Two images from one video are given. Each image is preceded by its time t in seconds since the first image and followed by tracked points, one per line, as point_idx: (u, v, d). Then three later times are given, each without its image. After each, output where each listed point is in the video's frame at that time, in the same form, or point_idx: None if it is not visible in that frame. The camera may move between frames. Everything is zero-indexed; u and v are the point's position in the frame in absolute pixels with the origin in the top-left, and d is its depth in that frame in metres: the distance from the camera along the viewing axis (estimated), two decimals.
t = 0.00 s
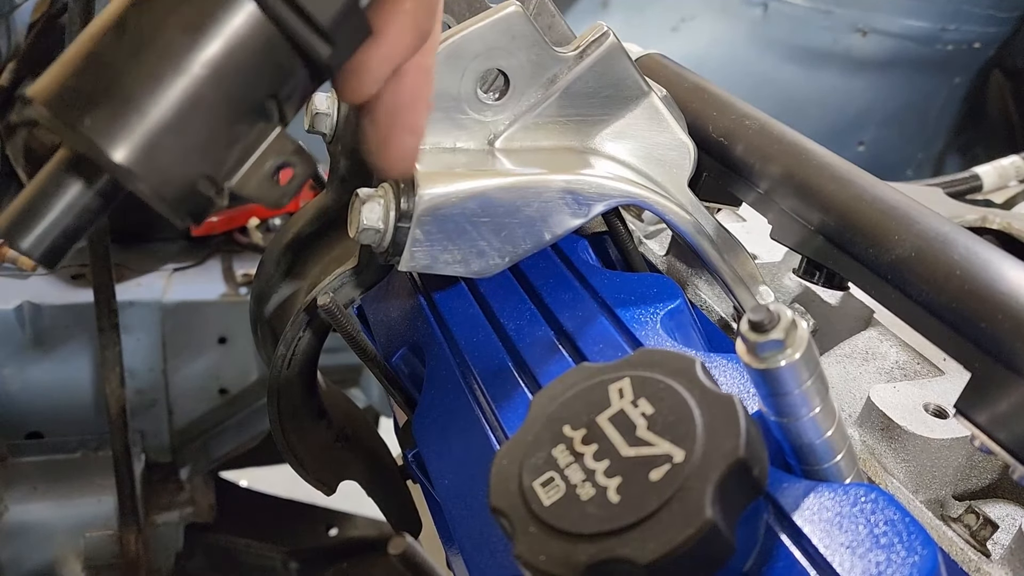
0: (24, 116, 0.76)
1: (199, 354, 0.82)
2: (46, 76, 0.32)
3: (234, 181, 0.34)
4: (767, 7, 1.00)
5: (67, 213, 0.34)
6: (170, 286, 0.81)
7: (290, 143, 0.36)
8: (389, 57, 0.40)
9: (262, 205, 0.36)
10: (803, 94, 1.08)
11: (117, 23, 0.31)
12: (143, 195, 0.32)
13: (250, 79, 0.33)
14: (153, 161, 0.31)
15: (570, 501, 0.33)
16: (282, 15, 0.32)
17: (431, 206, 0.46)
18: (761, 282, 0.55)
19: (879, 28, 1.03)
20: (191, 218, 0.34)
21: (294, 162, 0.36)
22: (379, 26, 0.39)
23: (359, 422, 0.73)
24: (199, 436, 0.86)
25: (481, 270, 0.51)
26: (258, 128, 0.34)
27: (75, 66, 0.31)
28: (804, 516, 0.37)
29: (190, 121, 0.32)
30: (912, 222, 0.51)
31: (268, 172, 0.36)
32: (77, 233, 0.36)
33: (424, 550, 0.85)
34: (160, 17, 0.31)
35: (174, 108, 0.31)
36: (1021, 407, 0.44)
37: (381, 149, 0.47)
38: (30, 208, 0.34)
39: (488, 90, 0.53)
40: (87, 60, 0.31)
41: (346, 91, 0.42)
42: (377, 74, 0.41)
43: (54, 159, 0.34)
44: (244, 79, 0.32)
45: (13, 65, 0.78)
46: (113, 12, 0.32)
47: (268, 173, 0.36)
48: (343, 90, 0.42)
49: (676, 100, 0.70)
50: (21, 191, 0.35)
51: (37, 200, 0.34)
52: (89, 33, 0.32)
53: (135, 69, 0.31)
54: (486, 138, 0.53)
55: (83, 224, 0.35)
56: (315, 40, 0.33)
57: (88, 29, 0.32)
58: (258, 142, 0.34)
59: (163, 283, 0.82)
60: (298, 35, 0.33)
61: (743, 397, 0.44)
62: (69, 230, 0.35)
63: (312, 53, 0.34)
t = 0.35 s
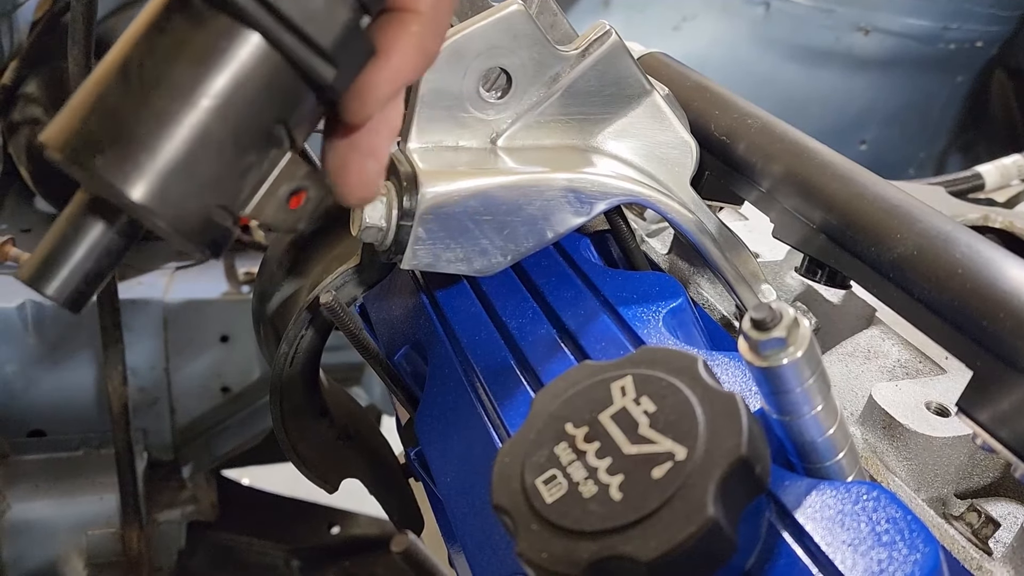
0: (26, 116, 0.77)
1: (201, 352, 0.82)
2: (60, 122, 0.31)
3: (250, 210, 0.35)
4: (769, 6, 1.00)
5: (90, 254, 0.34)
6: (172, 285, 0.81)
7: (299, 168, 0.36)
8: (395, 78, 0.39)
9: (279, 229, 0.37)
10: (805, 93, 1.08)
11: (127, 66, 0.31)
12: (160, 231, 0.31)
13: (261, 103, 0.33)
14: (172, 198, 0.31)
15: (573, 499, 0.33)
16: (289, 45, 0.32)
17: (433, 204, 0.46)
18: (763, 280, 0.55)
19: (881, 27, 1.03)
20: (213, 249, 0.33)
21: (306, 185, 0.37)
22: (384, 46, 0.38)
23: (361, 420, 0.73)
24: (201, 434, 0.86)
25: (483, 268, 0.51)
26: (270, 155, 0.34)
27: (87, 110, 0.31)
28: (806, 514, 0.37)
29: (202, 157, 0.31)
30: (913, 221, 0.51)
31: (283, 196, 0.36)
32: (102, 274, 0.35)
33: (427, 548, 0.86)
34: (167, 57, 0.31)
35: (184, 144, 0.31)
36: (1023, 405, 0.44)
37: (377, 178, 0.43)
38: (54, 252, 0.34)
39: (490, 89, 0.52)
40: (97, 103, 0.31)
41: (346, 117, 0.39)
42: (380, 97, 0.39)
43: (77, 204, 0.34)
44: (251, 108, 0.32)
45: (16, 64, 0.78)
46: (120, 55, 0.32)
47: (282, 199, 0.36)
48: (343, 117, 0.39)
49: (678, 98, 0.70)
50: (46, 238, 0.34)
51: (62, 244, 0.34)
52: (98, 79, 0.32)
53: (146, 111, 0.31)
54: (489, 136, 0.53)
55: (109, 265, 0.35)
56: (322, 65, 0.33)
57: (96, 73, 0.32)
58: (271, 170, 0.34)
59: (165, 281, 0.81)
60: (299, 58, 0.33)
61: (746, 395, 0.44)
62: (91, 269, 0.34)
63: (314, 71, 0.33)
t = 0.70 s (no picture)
0: (29, 116, 0.78)
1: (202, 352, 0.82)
2: (186, 164, 0.30)
3: (373, 238, 0.32)
4: (769, 6, 1.00)
5: (222, 295, 0.31)
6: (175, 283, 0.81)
7: (422, 193, 0.33)
8: (511, 96, 0.36)
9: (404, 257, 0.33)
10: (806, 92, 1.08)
11: (244, 103, 0.30)
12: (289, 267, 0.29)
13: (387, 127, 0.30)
14: (303, 234, 0.28)
15: (573, 498, 0.33)
16: (406, 68, 0.30)
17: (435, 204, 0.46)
18: (764, 280, 0.56)
19: (882, 26, 1.03)
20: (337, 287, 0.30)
21: (429, 210, 0.33)
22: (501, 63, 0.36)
23: (362, 420, 0.73)
24: (202, 434, 0.86)
25: (484, 268, 0.51)
26: (391, 183, 0.31)
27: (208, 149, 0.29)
28: (807, 513, 0.37)
29: (326, 191, 0.29)
30: (914, 220, 0.51)
31: (405, 224, 0.32)
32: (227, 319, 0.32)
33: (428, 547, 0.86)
34: (286, 89, 0.29)
35: (310, 175, 0.29)
36: None
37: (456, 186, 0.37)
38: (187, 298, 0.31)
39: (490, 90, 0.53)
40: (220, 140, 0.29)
41: (459, 134, 0.35)
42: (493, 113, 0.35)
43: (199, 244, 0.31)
44: (375, 135, 0.30)
45: (17, 64, 0.78)
46: (238, 94, 0.30)
47: (404, 226, 0.33)
48: (455, 135, 0.35)
49: (679, 97, 0.70)
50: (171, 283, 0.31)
51: (189, 287, 0.31)
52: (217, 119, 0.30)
53: (267, 145, 0.29)
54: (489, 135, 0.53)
55: (237, 307, 0.32)
56: (435, 82, 0.30)
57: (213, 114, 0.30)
58: (391, 200, 0.32)
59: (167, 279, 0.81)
60: (411, 77, 0.30)
61: (747, 394, 0.44)
62: (220, 313, 0.31)
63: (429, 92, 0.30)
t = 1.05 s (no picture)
0: (28, 117, 0.78)
1: (202, 353, 0.82)
2: (209, 119, 0.31)
3: (400, 187, 0.33)
4: (770, 4, 0.99)
5: (245, 253, 0.33)
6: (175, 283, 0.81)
7: (446, 140, 0.34)
8: (528, 40, 0.35)
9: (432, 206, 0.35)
10: (807, 91, 1.08)
11: (266, 56, 0.31)
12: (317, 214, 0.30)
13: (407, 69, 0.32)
14: (327, 175, 0.30)
15: (573, 500, 0.33)
16: (426, 15, 0.31)
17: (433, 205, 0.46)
18: (765, 279, 0.55)
19: (883, 24, 1.03)
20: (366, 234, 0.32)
21: (454, 156, 0.35)
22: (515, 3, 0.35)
23: (362, 420, 0.73)
24: (203, 435, 0.86)
25: (484, 268, 0.51)
26: (413, 132, 0.33)
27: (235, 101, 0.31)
28: (807, 514, 0.37)
29: (350, 135, 0.31)
30: (915, 220, 0.51)
31: (430, 171, 0.34)
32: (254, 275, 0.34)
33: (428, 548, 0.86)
34: (306, 41, 0.31)
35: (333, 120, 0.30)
36: None
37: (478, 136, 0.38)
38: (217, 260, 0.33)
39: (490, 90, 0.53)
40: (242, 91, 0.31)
41: (473, 82, 0.35)
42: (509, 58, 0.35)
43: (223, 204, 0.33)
44: (393, 82, 0.31)
45: (16, 65, 0.78)
46: (258, 48, 0.32)
47: (429, 173, 0.34)
48: (470, 86, 0.36)
49: (679, 97, 0.70)
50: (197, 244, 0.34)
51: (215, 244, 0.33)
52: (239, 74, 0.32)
53: (289, 95, 0.30)
54: (488, 136, 0.53)
55: (262, 263, 0.34)
56: (455, 31, 0.32)
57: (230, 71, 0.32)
58: (412, 146, 0.33)
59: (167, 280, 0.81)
60: (433, 25, 0.31)
61: (748, 395, 0.44)
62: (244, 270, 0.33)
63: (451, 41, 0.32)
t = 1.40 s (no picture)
0: (28, 117, 0.77)
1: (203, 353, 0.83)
2: (157, 166, 0.29)
3: (358, 229, 0.31)
4: (771, 3, 0.99)
5: (201, 300, 0.33)
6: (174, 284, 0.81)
7: (403, 183, 0.33)
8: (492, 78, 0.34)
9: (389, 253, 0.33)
10: (808, 89, 1.08)
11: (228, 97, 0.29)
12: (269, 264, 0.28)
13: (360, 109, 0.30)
14: (281, 225, 0.28)
15: (572, 501, 0.33)
16: (381, 57, 0.30)
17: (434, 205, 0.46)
18: (766, 279, 0.55)
19: (885, 23, 1.03)
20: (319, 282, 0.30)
21: (411, 200, 0.33)
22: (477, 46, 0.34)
23: (363, 420, 0.73)
24: (204, 435, 0.86)
25: (484, 269, 0.51)
26: (368, 178, 0.31)
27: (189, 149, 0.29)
28: (807, 514, 0.37)
29: (303, 183, 0.29)
30: (915, 219, 0.51)
31: (386, 216, 0.32)
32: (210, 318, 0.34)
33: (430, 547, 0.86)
34: (258, 84, 0.29)
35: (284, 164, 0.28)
36: None
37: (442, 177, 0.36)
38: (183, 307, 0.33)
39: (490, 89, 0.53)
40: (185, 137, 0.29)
41: (434, 123, 0.34)
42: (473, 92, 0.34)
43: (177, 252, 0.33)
44: (347, 126, 0.30)
45: (16, 66, 0.78)
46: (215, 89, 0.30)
47: (385, 219, 0.32)
48: (432, 126, 0.34)
49: (679, 97, 0.70)
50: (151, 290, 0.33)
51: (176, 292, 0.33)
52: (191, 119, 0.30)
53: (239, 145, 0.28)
54: (488, 136, 0.53)
55: (218, 308, 0.34)
56: (410, 71, 0.30)
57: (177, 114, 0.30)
58: (366, 193, 0.31)
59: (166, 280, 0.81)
60: (390, 67, 0.30)
61: (747, 395, 0.43)
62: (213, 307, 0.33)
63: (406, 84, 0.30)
